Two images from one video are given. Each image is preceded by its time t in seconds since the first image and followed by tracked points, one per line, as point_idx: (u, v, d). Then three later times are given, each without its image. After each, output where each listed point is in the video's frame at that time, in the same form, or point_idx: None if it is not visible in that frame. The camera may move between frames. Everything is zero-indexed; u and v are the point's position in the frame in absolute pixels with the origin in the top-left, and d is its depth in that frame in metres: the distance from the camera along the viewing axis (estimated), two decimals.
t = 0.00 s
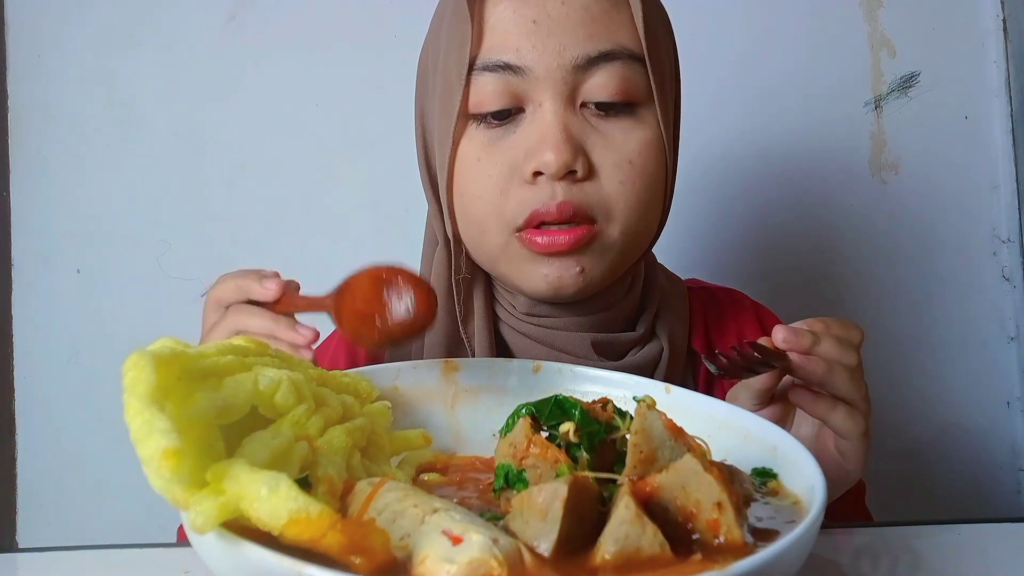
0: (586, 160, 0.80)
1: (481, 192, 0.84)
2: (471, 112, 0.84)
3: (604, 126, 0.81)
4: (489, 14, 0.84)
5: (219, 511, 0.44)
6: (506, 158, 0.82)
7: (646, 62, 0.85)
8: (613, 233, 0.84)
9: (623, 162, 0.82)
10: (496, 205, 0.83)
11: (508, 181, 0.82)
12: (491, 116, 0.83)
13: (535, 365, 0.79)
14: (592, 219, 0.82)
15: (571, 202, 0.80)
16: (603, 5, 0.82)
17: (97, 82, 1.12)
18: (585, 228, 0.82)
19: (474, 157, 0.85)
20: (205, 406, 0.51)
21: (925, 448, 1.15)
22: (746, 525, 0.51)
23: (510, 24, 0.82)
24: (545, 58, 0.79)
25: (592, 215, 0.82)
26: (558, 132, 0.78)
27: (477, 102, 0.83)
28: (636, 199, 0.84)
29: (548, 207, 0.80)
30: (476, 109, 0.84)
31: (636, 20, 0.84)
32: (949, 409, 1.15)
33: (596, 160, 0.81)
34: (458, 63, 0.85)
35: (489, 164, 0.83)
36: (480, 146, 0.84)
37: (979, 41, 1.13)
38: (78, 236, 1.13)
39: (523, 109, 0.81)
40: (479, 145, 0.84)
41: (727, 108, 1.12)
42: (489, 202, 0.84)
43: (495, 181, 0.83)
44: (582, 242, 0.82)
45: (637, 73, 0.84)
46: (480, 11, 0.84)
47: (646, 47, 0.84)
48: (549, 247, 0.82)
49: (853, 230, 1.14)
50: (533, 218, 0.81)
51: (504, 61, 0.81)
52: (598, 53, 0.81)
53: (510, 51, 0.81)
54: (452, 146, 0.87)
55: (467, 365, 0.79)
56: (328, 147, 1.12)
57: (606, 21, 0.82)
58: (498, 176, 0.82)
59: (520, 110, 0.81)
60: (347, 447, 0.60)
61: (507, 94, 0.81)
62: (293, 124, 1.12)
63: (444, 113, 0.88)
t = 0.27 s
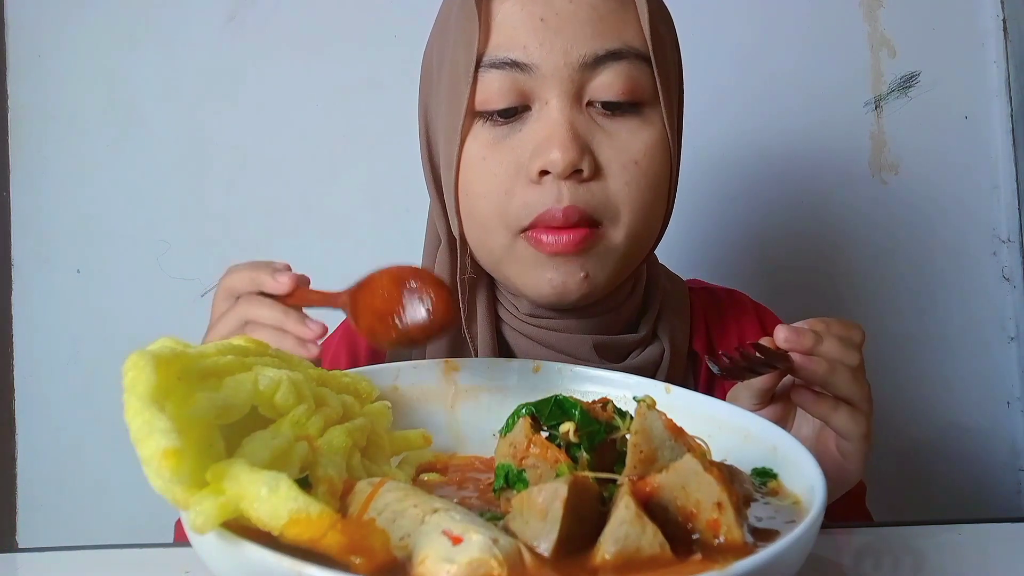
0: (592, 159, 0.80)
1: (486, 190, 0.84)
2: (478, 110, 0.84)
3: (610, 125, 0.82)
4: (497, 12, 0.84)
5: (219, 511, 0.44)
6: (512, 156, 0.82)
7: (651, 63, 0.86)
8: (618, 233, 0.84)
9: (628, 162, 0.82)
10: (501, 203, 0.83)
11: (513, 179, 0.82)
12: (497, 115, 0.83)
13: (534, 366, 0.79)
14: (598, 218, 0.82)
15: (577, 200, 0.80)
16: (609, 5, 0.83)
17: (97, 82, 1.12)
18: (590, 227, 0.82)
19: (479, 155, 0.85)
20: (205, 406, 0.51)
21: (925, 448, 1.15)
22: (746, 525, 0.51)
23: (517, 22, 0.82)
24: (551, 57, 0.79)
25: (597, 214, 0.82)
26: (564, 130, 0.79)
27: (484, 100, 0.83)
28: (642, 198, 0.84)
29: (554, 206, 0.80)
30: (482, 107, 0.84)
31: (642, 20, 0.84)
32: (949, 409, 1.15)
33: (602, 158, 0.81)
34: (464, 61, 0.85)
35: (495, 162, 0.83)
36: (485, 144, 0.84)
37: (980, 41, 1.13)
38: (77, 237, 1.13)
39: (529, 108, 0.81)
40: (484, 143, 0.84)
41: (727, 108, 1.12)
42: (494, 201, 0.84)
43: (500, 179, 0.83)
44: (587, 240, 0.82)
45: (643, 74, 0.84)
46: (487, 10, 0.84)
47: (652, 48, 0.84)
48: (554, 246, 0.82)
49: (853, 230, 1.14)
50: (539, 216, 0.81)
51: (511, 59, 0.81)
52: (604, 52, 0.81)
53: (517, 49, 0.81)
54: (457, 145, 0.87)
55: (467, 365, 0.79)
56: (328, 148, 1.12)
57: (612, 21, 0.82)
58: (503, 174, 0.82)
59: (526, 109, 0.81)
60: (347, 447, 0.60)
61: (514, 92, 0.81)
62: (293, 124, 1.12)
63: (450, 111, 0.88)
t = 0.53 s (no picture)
0: (597, 156, 0.81)
1: (491, 186, 0.84)
2: (483, 106, 0.84)
3: (614, 123, 0.82)
4: (504, 9, 0.84)
5: (219, 511, 0.44)
6: (517, 152, 0.82)
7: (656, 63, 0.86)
8: (622, 230, 0.84)
9: (632, 160, 0.82)
10: (505, 199, 0.83)
11: (518, 175, 0.82)
12: (503, 111, 0.83)
13: (535, 366, 0.79)
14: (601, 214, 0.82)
15: (581, 197, 0.80)
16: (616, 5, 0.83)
17: (97, 82, 1.12)
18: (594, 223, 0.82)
19: (484, 151, 0.85)
20: (205, 405, 0.51)
21: (926, 448, 1.15)
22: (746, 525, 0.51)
23: (524, 20, 0.82)
24: (558, 54, 0.80)
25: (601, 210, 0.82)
26: (569, 127, 0.79)
27: (490, 96, 0.83)
28: (645, 196, 0.84)
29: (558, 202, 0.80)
30: (488, 104, 0.84)
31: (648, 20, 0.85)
32: (949, 409, 1.15)
33: (606, 156, 0.81)
34: (471, 57, 0.85)
35: (500, 158, 0.83)
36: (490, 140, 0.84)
37: (980, 41, 1.13)
38: (77, 237, 1.13)
39: (534, 105, 0.82)
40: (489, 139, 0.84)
41: (727, 108, 1.12)
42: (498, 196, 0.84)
43: (505, 175, 0.83)
44: (591, 236, 0.83)
45: (648, 73, 0.85)
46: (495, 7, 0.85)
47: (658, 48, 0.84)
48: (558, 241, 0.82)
49: (853, 231, 1.14)
50: (543, 212, 0.82)
51: (518, 56, 0.82)
52: (610, 52, 0.81)
53: (524, 46, 0.81)
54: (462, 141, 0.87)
55: (467, 365, 0.79)
56: (328, 148, 1.12)
57: (619, 21, 0.83)
58: (508, 171, 0.83)
59: (532, 106, 0.82)
60: (347, 446, 0.60)
61: (520, 89, 0.81)
62: (293, 124, 1.12)
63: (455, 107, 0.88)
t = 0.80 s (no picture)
0: (584, 144, 0.88)
1: (485, 173, 0.91)
2: (478, 98, 0.91)
3: (600, 114, 0.89)
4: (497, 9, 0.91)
5: (219, 511, 0.45)
6: (510, 141, 0.89)
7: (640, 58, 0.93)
8: (608, 211, 0.91)
9: (617, 147, 0.89)
10: (498, 184, 0.90)
11: (510, 163, 0.89)
12: (496, 104, 0.90)
13: (535, 366, 0.79)
14: (589, 197, 0.89)
15: (569, 180, 0.87)
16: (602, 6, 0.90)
17: (98, 82, 1.12)
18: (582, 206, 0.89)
19: (480, 141, 0.91)
20: (205, 405, 0.51)
21: (927, 448, 1.15)
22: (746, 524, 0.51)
23: (516, 20, 0.89)
24: (548, 51, 0.87)
25: (588, 194, 0.89)
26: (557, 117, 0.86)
27: (484, 89, 0.90)
28: (629, 180, 0.91)
29: (548, 185, 0.87)
30: (483, 97, 0.90)
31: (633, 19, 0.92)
32: (950, 409, 1.15)
33: (592, 143, 0.88)
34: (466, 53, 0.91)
35: (493, 146, 0.90)
36: (485, 131, 0.91)
37: (980, 41, 1.13)
38: (77, 237, 1.13)
39: (526, 97, 0.89)
40: (484, 131, 0.91)
41: (727, 109, 1.12)
42: (492, 182, 0.90)
43: (498, 162, 0.90)
44: (579, 217, 0.89)
45: (632, 68, 0.91)
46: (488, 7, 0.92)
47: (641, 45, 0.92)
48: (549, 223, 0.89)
49: (853, 231, 1.14)
50: (534, 196, 0.88)
51: (510, 54, 0.89)
52: (596, 48, 0.89)
53: (516, 45, 0.89)
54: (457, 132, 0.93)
55: (467, 366, 0.79)
56: (328, 148, 1.12)
57: (604, 20, 0.90)
58: (501, 158, 0.89)
59: (524, 99, 0.89)
60: (347, 447, 0.60)
61: (513, 84, 0.89)
62: (293, 124, 1.12)
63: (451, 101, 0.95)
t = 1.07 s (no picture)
0: (549, 143, 1.01)
1: (466, 174, 1.03)
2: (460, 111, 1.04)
3: (564, 118, 1.02)
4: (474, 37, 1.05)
5: (219, 511, 0.45)
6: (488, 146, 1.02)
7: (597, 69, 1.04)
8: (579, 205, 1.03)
9: (579, 144, 1.02)
10: (477, 183, 1.02)
11: (488, 165, 1.02)
12: (474, 113, 1.03)
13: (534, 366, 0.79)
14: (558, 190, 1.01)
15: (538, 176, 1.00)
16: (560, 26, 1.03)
17: (98, 82, 1.12)
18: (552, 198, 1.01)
19: (462, 146, 1.04)
20: (205, 405, 0.51)
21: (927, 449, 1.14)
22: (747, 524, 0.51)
23: (490, 43, 1.03)
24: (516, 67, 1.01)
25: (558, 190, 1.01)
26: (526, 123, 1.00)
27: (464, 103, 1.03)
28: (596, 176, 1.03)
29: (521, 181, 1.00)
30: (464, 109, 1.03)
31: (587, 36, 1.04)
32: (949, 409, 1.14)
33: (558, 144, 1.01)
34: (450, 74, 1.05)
35: (472, 150, 1.03)
36: (466, 137, 1.03)
37: (980, 41, 1.13)
38: (76, 237, 1.13)
39: (499, 107, 1.02)
40: (466, 136, 1.03)
41: (728, 108, 1.12)
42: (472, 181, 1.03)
43: (476, 164, 1.03)
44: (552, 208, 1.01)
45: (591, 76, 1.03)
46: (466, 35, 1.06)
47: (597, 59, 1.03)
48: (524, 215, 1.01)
49: (853, 231, 1.14)
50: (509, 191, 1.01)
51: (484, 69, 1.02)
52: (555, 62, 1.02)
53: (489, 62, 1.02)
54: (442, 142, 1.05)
55: (467, 364, 0.80)
56: (328, 148, 1.12)
57: (563, 37, 1.03)
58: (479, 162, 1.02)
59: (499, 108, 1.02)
60: (347, 447, 0.60)
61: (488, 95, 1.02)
62: (293, 124, 1.12)
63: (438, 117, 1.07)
